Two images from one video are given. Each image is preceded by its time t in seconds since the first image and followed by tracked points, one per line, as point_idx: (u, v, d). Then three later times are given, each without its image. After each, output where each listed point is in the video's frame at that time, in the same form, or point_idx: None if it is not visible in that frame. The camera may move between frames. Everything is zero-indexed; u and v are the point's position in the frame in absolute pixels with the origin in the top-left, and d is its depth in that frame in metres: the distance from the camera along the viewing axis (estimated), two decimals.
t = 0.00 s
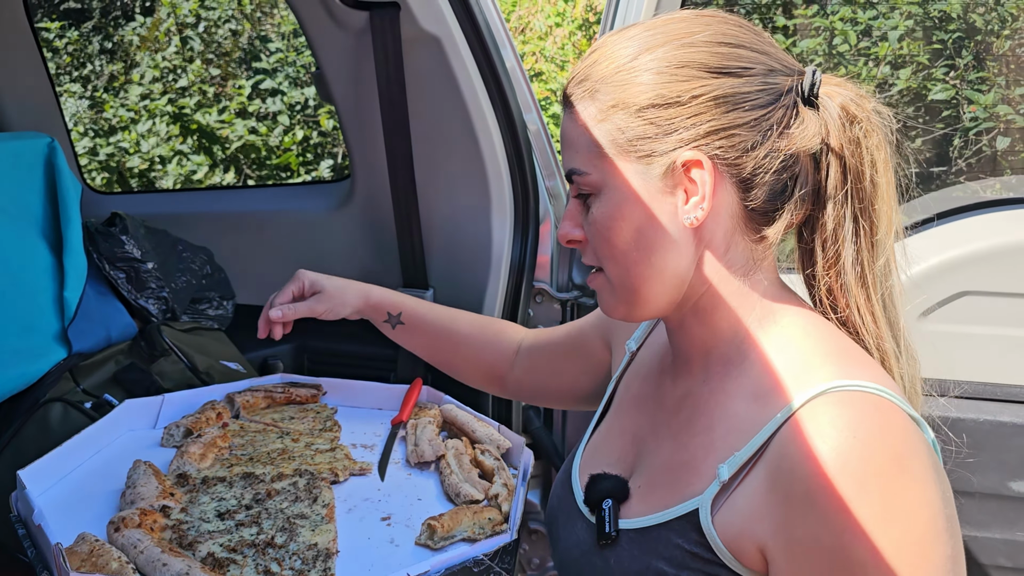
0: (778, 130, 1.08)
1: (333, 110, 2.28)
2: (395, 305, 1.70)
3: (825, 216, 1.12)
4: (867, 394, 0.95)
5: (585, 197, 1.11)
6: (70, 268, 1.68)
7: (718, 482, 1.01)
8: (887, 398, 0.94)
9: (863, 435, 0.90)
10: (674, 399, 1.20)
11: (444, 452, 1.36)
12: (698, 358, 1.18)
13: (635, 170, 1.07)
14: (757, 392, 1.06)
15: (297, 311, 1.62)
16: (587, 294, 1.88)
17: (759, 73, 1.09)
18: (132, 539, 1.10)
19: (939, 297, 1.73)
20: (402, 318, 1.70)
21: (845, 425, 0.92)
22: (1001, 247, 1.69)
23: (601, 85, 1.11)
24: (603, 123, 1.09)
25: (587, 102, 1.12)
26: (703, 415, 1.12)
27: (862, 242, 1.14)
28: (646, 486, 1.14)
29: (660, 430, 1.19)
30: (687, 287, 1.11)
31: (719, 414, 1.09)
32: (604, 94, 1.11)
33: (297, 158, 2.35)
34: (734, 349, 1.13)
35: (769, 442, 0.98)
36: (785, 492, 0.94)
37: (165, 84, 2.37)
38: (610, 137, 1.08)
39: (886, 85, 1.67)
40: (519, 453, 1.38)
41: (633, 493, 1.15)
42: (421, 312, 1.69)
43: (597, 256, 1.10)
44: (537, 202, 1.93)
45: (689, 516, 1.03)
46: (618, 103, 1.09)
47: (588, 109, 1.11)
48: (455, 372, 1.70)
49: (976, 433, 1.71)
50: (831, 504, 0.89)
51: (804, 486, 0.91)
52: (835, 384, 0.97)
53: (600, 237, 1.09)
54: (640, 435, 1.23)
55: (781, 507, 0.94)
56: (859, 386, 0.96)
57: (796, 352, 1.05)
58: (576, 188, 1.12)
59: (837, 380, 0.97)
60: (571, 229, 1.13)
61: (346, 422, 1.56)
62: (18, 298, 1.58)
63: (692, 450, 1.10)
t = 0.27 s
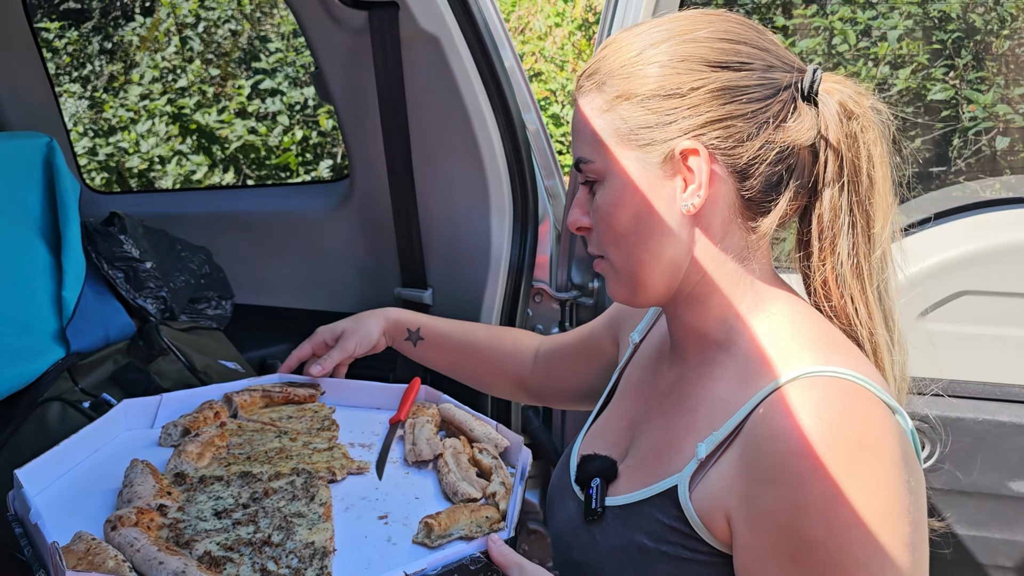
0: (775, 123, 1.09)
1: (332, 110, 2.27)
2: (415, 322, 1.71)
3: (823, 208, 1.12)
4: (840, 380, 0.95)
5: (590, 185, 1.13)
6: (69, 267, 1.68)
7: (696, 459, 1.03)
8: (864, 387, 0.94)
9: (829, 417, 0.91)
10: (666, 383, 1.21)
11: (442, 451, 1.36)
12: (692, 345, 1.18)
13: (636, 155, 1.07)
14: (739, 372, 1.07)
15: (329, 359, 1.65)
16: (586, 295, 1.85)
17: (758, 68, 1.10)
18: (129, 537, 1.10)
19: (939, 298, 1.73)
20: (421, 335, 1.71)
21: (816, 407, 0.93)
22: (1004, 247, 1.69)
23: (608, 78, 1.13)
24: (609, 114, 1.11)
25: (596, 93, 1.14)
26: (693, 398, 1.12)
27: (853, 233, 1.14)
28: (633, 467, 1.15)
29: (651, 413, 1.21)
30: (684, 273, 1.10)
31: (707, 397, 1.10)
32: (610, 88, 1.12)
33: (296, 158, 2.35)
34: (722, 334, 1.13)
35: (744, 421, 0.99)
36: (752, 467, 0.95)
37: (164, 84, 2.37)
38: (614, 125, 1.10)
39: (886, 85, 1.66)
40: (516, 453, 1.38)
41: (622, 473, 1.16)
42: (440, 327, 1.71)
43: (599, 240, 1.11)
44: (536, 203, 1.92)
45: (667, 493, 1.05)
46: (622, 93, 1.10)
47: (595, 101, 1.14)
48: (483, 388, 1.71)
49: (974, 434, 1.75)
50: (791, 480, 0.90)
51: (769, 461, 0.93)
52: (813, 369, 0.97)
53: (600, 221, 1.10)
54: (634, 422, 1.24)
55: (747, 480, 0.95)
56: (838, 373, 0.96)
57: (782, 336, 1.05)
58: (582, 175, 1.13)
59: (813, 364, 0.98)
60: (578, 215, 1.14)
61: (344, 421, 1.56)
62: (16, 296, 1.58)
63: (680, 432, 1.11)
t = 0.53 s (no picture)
0: (766, 119, 1.09)
1: (333, 110, 2.28)
2: (416, 347, 1.71)
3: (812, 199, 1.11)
4: (828, 362, 0.95)
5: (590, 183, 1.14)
6: (69, 266, 1.68)
7: (690, 439, 1.03)
8: (852, 368, 0.95)
9: (817, 394, 0.92)
10: (661, 373, 1.21)
11: (411, 468, 1.35)
12: (686, 336, 1.17)
13: (633, 151, 1.08)
14: (730, 358, 1.07)
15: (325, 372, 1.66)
16: (586, 294, 1.85)
17: (749, 67, 1.11)
18: (58, 550, 1.11)
19: (940, 298, 1.73)
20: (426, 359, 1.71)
21: (804, 386, 0.94)
22: (1006, 248, 1.69)
23: (607, 79, 1.14)
24: (608, 112, 1.12)
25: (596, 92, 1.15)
26: (686, 383, 1.13)
27: (842, 225, 1.13)
28: (631, 452, 1.15)
29: (648, 402, 1.21)
30: (683, 264, 1.11)
31: (700, 382, 1.09)
32: (608, 87, 1.13)
33: (297, 158, 2.36)
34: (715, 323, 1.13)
35: (736, 403, 1.00)
36: (742, 443, 0.95)
37: (166, 84, 2.36)
38: (612, 122, 1.11)
39: (887, 85, 1.66)
40: (490, 472, 1.37)
41: (620, 460, 1.16)
42: (443, 350, 1.71)
43: (601, 236, 1.13)
44: (537, 202, 1.90)
45: (661, 473, 1.05)
46: (620, 92, 1.11)
47: (594, 101, 1.14)
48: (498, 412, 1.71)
49: (977, 434, 1.73)
50: (778, 453, 0.91)
51: (758, 436, 0.93)
52: (803, 351, 0.97)
53: (601, 218, 1.11)
54: (633, 412, 1.23)
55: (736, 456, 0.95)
56: (827, 354, 0.96)
57: (773, 322, 1.05)
58: (581, 172, 1.14)
59: (803, 346, 0.99)
60: (579, 212, 1.16)
61: (326, 431, 1.55)
62: (18, 296, 1.58)
63: (674, 417, 1.10)
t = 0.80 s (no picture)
0: (777, 121, 1.11)
1: (334, 111, 2.29)
2: (434, 361, 1.70)
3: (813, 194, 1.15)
4: (828, 350, 0.96)
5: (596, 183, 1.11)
6: (70, 266, 1.69)
7: (693, 430, 1.03)
8: (853, 355, 0.96)
9: (820, 379, 0.93)
10: (661, 369, 1.21)
11: (399, 480, 1.33)
12: (687, 333, 1.18)
13: (650, 152, 1.06)
14: (731, 352, 1.07)
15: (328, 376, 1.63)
16: (587, 295, 1.90)
17: (756, 69, 1.12)
18: (30, 555, 1.09)
19: (940, 299, 1.74)
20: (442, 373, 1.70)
21: (807, 373, 0.94)
22: (1007, 249, 1.69)
23: (614, 79, 1.11)
24: (619, 112, 1.09)
25: (603, 90, 1.12)
26: (687, 376, 1.13)
27: (843, 226, 1.17)
28: (631, 445, 1.15)
29: (648, 397, 1.21)
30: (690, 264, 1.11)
31: (701, 374, 1.10)
32: (615, 87, 1.10)
33: (298, 159, 2.36)
34: (718, 320, 1.13)
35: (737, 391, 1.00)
36: (745, 429, 0.96)
37: (168, 85, 2.36)
38: (625, 121, 1.08)
39: (888, 86, 1.67)
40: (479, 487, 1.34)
41: (620, 454, 1.16)
42: (460, 365, 1.70)
43: (609, 235, 1.11)
44: (538, 203, 1.92)
45: (666, 464, 1.05)
46: (631, 91, 1.09)
47: (602, 100, 1.11)
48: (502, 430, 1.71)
49: (978, 434, 1.73)
50: (782, 437, 0.91)
51: (762, 421, 0.94)
52: (804, 339, 0.98)
53: (608, 219, 1.09)
54: (633, 407, 1.24)
55: (740, 443, 0.96)
56: (827, 341, 0.98)
57: (771, 316, 1.06)
58: (589, 172, 1.11)
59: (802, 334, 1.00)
60: (583, 212, 1.13)
61: (320, 440, 1.55)
62: (18, 295, 1.59)
63: (674, 410, 1.11)
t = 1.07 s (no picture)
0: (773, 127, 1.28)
1: (333, 111, 2.27)
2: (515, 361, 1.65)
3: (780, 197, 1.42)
4: (824, 329, 1.06)
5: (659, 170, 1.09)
6: (69, 265, 1.69)
7: (696, 418, 1.12)
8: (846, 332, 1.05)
9: (822, 352, 1.02)
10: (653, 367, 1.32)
11: (397, 479, 1.34)
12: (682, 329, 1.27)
13: (717, 150, 1.12)
14: (727, 342, 1.17)
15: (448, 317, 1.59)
16: (586, 295, 1.87)
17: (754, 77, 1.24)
18: (27, 554, 1.10)
19: (938, 298, 1.74)
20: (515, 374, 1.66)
21: (806, 349, 1.03)
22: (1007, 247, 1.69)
23: (685, 65, 1.13)
24: (692, 100, 1.11)
25: (663, 77, 1.12)
26: (685, 370, 1.23)
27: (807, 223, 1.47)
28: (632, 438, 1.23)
29: (643, 398, 1.32)
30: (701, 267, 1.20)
31: (698, 367, 1.20)
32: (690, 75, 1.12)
33: (298, 159, 2.36)
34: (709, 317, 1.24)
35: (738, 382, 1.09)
36: (756, 409, 1.05)
37: (168, 85, 2.37)
38: (697, 113, 1.11)
39: (888, 86, 1.68)
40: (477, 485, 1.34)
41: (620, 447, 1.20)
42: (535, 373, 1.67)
43: (664, 229, 1.08)
44: (536, 203, 1.92)
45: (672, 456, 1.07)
46: (703, 83, 1.13)
47: (670, 86, 1.11)
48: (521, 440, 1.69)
49: (977, 435, 1.70)
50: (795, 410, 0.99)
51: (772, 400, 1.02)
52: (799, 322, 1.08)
53: (680, 212, 1.08)
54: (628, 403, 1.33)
55: (754, 424, 1.04)
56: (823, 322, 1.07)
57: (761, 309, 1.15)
58: (652, 161, 1.08)
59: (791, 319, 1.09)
60: (634, 204, 1.08)
61: (318, 439, 1.55)
62: (17, 295, 1.59)
63: (677, 403, 1.21)
